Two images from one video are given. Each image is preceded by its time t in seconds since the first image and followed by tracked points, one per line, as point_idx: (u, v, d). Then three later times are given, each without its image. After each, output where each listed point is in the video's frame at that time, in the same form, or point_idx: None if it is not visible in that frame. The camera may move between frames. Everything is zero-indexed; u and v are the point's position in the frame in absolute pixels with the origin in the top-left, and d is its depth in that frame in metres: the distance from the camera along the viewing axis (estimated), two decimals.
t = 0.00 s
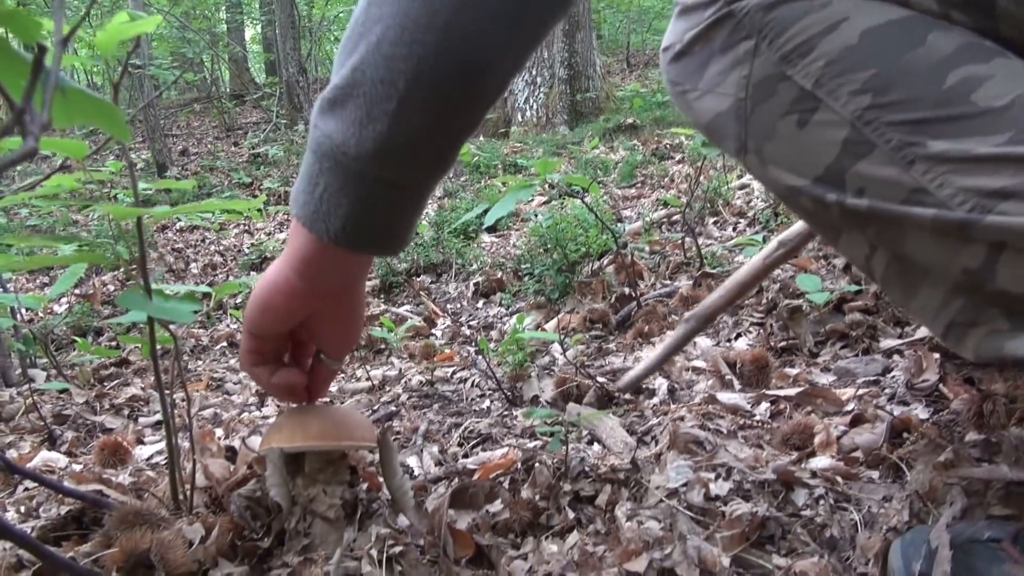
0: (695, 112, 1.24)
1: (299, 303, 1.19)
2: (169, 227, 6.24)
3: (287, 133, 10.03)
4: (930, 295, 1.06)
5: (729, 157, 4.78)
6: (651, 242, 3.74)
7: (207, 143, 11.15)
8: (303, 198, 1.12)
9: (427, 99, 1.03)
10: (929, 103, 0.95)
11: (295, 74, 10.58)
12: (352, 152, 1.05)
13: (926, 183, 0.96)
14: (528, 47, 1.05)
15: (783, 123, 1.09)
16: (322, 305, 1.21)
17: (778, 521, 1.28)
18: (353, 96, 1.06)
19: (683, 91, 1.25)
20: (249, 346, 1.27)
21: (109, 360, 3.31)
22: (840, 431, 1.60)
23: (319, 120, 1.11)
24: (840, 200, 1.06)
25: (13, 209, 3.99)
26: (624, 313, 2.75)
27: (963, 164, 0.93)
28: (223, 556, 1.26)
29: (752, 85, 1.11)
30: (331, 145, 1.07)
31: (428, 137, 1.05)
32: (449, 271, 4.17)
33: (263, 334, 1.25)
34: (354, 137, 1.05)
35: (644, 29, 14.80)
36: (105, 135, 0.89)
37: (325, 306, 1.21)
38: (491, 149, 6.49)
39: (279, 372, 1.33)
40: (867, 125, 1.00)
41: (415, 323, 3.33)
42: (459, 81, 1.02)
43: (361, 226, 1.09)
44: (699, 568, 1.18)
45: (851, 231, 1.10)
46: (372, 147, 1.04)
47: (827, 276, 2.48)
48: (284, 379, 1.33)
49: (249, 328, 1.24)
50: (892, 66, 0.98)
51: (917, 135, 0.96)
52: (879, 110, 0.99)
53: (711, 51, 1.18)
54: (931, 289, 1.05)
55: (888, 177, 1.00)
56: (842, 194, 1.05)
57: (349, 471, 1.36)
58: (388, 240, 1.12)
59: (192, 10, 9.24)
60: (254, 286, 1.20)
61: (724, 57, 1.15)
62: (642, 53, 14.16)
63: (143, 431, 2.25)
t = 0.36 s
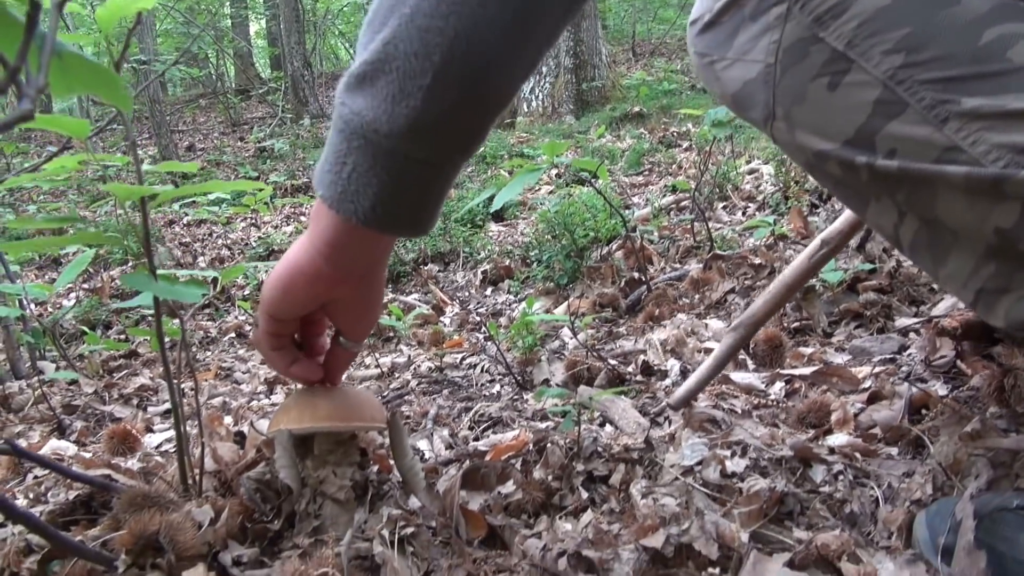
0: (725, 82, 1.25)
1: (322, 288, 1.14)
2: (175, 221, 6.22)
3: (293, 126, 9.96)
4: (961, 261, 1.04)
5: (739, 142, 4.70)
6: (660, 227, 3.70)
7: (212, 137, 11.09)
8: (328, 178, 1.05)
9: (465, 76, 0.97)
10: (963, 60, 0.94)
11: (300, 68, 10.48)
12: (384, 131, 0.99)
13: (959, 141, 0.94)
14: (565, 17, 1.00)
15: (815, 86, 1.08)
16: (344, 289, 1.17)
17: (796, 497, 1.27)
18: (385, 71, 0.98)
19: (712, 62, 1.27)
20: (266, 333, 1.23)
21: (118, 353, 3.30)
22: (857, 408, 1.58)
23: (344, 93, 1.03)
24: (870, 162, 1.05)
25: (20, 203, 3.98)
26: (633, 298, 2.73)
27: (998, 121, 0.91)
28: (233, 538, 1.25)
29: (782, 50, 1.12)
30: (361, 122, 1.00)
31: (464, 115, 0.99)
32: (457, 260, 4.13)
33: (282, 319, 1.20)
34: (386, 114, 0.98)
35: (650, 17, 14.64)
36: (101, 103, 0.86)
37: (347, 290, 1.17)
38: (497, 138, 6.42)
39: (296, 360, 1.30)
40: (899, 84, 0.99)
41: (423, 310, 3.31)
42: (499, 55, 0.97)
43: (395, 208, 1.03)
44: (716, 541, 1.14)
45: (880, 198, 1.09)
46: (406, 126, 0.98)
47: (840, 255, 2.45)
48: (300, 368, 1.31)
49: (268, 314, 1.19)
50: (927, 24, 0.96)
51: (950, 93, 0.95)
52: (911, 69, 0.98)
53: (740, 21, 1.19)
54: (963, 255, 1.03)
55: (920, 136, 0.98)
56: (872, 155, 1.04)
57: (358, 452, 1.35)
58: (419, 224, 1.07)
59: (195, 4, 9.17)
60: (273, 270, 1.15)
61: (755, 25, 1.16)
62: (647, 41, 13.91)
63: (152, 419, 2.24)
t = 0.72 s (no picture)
0: (733, 62, 1.29)
1: (328, 265, 1.14)
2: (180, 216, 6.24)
3: (295, 120, 9.93)
4: (969, 233, 1.03)
5: (743, 128, 4.67)
6: (665, 212, 3.68)
7: (215, 133, 11.04)
8: (333, 153, 1.05)
9: (466, 46, 0.97)
10: (967, 29, 0.93)
11: (301, 62, 10.43)
12: (387, 103, 0.99)
13: (963, 111, 0.93)
14: None
15: (820, 61, 1.09)
16: (349, 267, 1.17)
17: (804, 472, 1.27)
18: (387, 43, 0.98)
19: (718, 44, 1.32)
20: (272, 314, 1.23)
21: (126, 346, 3.31)
22: (864, 385, 1.58)
23: (347, 68, 1.04)
24: (875, 134, 1.05)
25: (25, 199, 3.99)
26: (639, 282, 2.73)
27: (1001, 89, 0.90)
28: (243, 520, 1.25)
29: (787, 27, 1.13)
30: (364, 96, 1.00)
31: (466, 85, 1.00)
32: (461, 249, 4.12)
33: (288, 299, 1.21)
34: (389, 87, 0.98)
35: (651, 4, 14.52)
36: (100, 79, 0.85)
37: (352, 268, 1.18)
38: (500, 128, 6.38)
39: (302, 343, 1.31)
40: (903, 56, 0.99)
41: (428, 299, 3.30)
42: (501, 25, 0.97)
43: (398, 181, 1.03)
44: (725, 514, 1.15)
45: (888, 172, 1.10)
46: (408, 98, 0.98)
47: (846, 235, 2.44)
48: (305, 352, 1.31)
49: (274, 293, 1.19)
50: None
51: (953, 63, 0.94)
52: (914, 40, 0.97)
53: (746, 2, 1.23)
54: (971, 226, 1.02)
55: (924, 107, 0.97)
56: (877, 129, 1.05)
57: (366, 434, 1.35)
58: (422, 197, 1.07)
59: None
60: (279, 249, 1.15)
61: (761, 6, 1.19)
62: (647, 29, 13.77)
63: (160, 409, 2.25)
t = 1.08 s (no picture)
0: (735, 53, 1.30)
1: (337, 255, 1.15)
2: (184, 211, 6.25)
3: (298, 114, 9.90)
4: (969, 220, 1.03)
5: (746, 120, 4.66)
6: (667, 204, 3.68)
7: (217, 127, 11.03)
8: (342, 145, 1.07)
9: (472, 39, 0.97)
10: (966, 17, 0.93)
11: (303, 56, 10.40)
12: (393, 96, 1.00)
13: (963, 99, 0.93)
14: None
15: (820, 50, 1.09)
16: (357, 257, 1.18)
17: (804, 460, 1.28)
18: (393, 37, 0.99)
19: (721, 35, 1.33)
20: (280, 303, 1.24)
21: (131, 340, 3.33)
22: (864, 374, 1.59)
23: (356, 61, 1.05)
24: (875, 123, 1.05)
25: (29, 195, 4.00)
26: (640, 274, 2.73)
27: (1000, 76, 0.90)
28: (248, 509, 1.26)
29: (788, 17, 1.14)
30: (371, 89, 1.01)
31: (471, 77, 1.00)
32: (464, 242, 4.12)
33: (296, 288, 1.22)
34: (395, 80, 0.99)
35: None
36: (102, 72, 0.85)
37: (360, 259, 1.18)
38: (502, 121, 6.37)
39: (306, 332, 1.30)
40: (903, 44, 0.99)
41: (431, 292, 3.31)
42: (507, 19, 0.97)
43: (404, 173, 1.05)
44: (724, 501, 1.16)
45: (888, 161, 1.10)
46: (414, 91, 0.99)
47: (847, 226, 2.44)
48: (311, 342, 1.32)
49: (283, 282, 1.20)
50: None
51: (953, 50, 0.94)
52: (915, 28, 0.97)
53: None
54: (970, 213, 1.03)
55: (924, 93, 0.97)
56: (877, 117, 1.05)
57: (369, 425, 1.36)
58: (429, 188, 1.08)
59: None
60: (288, 238, 1.17)
61: None
62: (650, 21, 13.66)
63: (165, 401, 2.27)
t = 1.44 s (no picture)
0: (735, 45, 1.30)
1: (331, 245, 1.16)
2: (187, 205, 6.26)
3: (300, 109, 9.89)
4: (968, 212, 1.04)
5: (748, 113, 4.65)
6: (668, 198, 3.68)
7: (220, 122, 11.01)
8: (337, 134, 1.07)
9: (470, 26, 0.98)
10: (965, 8, 0.93)
11: (305, 51, 10.39)
12: (390, 83, 1.00)
13: (961, 90, 0.94)
14: None
15: (820, 42, 1.10)
16: (352, 247, 1.18)
17: (803, 451, 1.29)
18: (390, 24, 0.99)
19: (722, 27, 1.33)
20: (273, 295, 1.24)
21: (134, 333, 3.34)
22: (864, 366, 1.59)
23: (351, 48, 1.05)
24: (874, 115, 1.06)
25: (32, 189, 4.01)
26: (642, 267, 2.74)
27: (998, 67, 0.90)
28: (250, 500, 1.27)
29: (789, 9, 1.14)
30: (367, 76, 1.01)
31: (468, 64, 1.00)
32: (466, 236, 4.12)
33: (289, 280, 1.22)
34: (392, 67, 0.99)
35: None
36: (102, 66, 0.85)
37: (355, 248, 1.19)
38: (504, 115, 6.35)
39: (301, 324, 1.31)
40: (902, 36, 0.99)
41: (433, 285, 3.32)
42: (505, 5, 0.98)
43: (400, 161, 1.05)
44: (723, 492, 1.17)
45: (888, 153, 1.10)
46: (412, 78, 0.99)
47: (849, 219, 2.43)
48: (304, 333, 1.32)
49: (276, 274, 1.20)
50: None
51: (951, 41, 0.94)
52: (915, 19, 0.98)
53: None
54: (968, 205, 1.03)
55: (923, 84, 0.97)
56: (876, 109, 1.05)
57: (371, 417, 1.37)
58: (425, 177, 1.08)
59: None
60: (281, 231, 1.16)
61: None
62: (652, 14, 13.59)
63: (168, 394, 2.28)
